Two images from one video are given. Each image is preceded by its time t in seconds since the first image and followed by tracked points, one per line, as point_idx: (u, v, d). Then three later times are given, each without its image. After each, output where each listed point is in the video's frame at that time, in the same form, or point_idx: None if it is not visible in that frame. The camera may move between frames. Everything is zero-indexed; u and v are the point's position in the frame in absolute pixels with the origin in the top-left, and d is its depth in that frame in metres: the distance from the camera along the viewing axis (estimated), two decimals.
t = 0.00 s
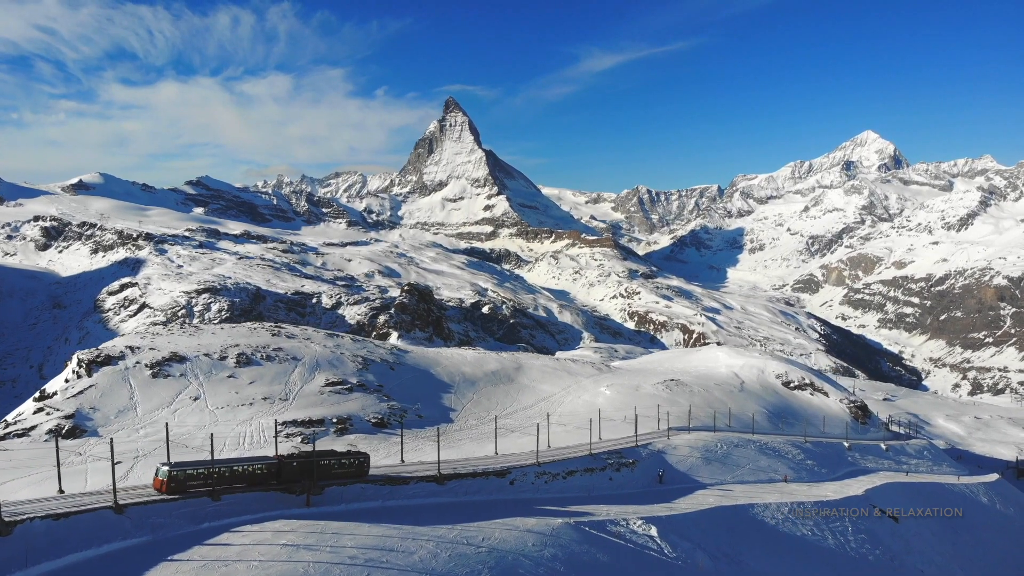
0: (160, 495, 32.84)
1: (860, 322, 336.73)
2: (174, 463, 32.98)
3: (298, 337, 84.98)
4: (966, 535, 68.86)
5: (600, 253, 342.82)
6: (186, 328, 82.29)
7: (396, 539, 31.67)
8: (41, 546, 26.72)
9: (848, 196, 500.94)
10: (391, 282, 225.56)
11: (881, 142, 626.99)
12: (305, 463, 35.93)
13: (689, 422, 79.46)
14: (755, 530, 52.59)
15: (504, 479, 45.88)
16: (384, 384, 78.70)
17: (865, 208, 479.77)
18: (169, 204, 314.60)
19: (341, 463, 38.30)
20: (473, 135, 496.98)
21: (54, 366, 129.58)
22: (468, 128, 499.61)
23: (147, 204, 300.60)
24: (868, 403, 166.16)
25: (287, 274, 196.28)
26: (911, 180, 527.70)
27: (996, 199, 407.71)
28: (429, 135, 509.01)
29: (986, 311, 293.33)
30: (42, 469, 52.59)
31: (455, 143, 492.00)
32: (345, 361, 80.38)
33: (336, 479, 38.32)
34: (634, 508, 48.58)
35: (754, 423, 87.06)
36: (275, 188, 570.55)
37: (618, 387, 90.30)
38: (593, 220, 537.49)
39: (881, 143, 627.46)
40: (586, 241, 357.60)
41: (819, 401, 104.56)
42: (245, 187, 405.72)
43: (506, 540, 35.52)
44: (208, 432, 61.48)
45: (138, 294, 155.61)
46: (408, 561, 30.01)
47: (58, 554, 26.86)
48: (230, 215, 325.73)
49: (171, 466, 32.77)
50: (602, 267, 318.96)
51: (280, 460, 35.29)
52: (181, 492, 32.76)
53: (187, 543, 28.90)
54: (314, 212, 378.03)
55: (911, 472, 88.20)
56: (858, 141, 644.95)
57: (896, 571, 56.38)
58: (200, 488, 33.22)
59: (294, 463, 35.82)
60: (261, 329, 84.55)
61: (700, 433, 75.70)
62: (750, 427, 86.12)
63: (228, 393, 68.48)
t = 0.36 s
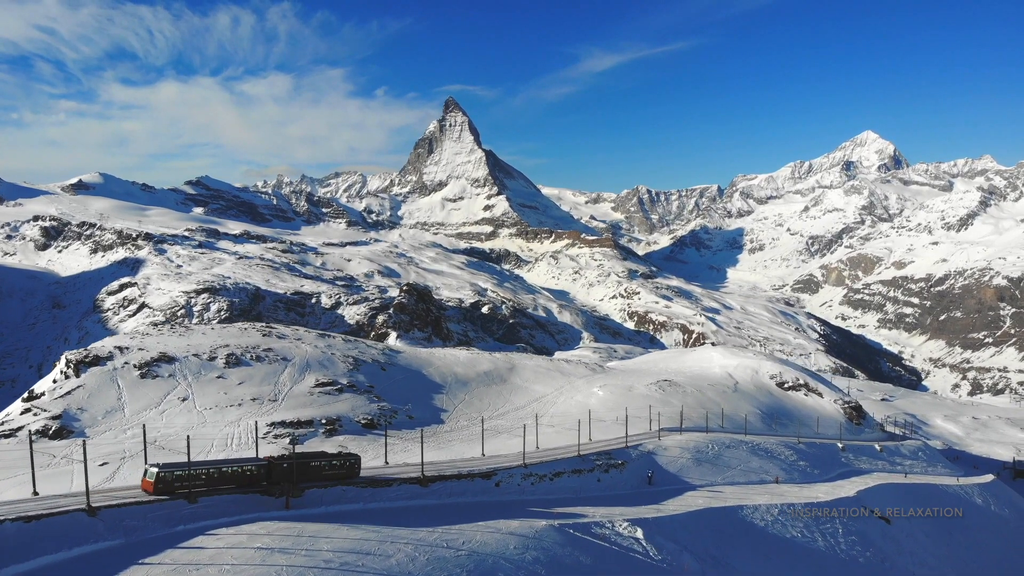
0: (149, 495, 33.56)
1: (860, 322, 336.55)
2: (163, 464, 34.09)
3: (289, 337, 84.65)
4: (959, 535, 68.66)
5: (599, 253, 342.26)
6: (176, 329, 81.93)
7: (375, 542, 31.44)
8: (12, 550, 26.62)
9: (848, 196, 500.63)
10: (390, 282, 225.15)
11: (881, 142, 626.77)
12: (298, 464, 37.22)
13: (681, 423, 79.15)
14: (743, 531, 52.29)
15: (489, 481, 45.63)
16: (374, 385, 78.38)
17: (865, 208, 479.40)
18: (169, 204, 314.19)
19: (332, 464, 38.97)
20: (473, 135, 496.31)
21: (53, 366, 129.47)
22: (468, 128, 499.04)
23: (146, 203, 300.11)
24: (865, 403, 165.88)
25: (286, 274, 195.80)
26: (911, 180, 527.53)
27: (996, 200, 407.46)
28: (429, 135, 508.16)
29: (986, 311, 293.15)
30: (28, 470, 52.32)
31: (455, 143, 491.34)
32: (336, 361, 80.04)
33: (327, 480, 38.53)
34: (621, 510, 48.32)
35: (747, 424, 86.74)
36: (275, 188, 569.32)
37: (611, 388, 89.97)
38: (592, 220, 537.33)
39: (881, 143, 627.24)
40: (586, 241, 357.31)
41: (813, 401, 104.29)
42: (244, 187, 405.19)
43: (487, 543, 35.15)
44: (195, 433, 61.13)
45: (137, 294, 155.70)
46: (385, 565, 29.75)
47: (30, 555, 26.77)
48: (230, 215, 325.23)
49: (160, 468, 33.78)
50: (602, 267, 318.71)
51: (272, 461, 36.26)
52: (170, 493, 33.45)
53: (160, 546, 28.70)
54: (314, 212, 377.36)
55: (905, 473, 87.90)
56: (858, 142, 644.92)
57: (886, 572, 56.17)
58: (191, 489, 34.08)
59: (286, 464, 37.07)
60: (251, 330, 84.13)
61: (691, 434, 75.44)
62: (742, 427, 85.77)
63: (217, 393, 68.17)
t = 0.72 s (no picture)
0: (138, 496, 33.46)
1: (859, 322, 336.35)
2: (151, 464, 33.82)
3: (279, 337, 84.34)
4: (951, 537, 68.47)
5: (599, 253, 341.86)
6: (166, 329, 81.56)
7: (351, 546, 31.23)
8: None
9: (848, 196, 500.34)
10: (390, 282, 224.85)
11: (881, 142, 626.65)
12: (288, 466, 36.94)
13: (672, 424, 78.83)
14: (732, 535, 51.91)
15: (474, 483, 45.33)
16: (365, 386, 78.08)
17: (864, 208, 479.12)
18: (168, 204, 313.83)
19: (324, 465, 38.85)
20: (473, 135, 495.73)
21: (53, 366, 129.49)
22: (468, 129, 498.51)
23: (146, 203, 299.72)
24: (863, 403, 165.74)
25: (286, 274, 195.48)
26: (911, 181, 527.32)
27: (996, 200, 407.21)
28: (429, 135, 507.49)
29: (985, 311, 292.93)
30: (13, 471, 51.93)
31: (454, 143, 490.73)
32: (326, 362, 79.67)
33: (316, 482, 38.08)
34: (607, 512, 48.03)
35: (739, 425, 86.43)
36: (275, 188, 568.68)
37: (603, 389, 89.61)
38: (592, 220, 537.08)
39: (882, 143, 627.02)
40: (586, 241, 356.94)
41: (807, 402, 104.02)
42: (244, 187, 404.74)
43: (466, 546, 34.81)
44: (182, 434, 60.82)
45: (137, 294, 155.56)
46: (362, 571, 29.50)
47: None
48: (230, 215, 324.78)
49: (146, 467, 33.50)
50: (601, 267, 318.35)
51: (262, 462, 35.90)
52: (161, 493, 33.21)
53: (131, 549, 28.47)
54: (314, 212, 376.72)
55: (899, 474, 87.52)
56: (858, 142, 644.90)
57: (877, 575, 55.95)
58: (181, 490, 33.76)
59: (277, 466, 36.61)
60: (242, 331, 83.73)
61: (682, 435, 75.13)
62: (735, 428, 85.49)
63: (205, 394, 67.82)
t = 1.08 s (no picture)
0: (125, 497, 33.53)
1: (861, 322, 335.82)
2: (138, 465, 33.79)
3: (271, 338, 84.06)
4: (946, 539, 68.11)
5: (600, 254, 341.44)
6: (157, 329, 81.30)
7: (329, 549, 30.98)
8: None
9: (849, 196, 499.63)
10: (390, 282, 224.63)
11: (883, 142, 626.12)
12: (277, 467, 37.01)
13: (665, 425, 78.57)
14: (721, 537, 51.48)
15: (460, 485, 45.00)
16: (356, 387, 77.77)
17: (866, 208, 478.46)
18: (169, 204, 313.77)
19: (313, 467, 38.80)
20: (474, 135, 495.34)
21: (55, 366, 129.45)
22: (469, 129, 498.14)
23: (147, 204, 299.68)
24: (863, 404, 165.28)
25: (286, 274, 195.37)
26: (912, 181, 526.61)
27: (997, 200, 406.55)
28: (430, 136, 507.07)
29: (987, 312, 292.46)
30: None
31: (456, 143, 490.27)
32: (318, 363, 79.36)
33: (307, 484, 38.16)
34: (595, 514, 47.78)
35: (733, 426, 86.13)
36: (276, 188, 568.69)
37: (597, 389, 89.29)
38: (593, 220, 536.80)
39: (883, 143, 626.58)
40: (587, 241, 356.75)
41: (802, 403, 103.62)
42: (245, 188, 404.63)
43: (447, 549, 34.52)
44: (171, 434, 60.55)
45: (137, 295, 155.55)
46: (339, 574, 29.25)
47: None
48: (231, 215, 324.79)
49: (134, 468, 33.57)
50: (602, 267, 318.11)
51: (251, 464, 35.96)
52: (148, 495, 33.28)
53: (104, 551, 28.33)
54: (315, 212, 376.24)
55: (895, 475, 87.11)
56: (859, 142, 644.59)
57: None
58: (167, 491, 33.76)
59: (265, 467, 36.60)
60: (233, 331, 83.48)
61: (675, 436, 74.86)
62: (728, 429, 85.15)
63: (194, 395, 67.59)
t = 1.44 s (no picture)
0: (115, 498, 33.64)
1: (863, 322, 335.08)
2: (127, 465, 33.86)
3: (262, 338, 83.86)
4: (941, 540, 67.73)
5: (601, 254, 341.06)
6: (148, 330, 81.07)
7: (304, 552, 30.77)
8: None
9: (851, 196, 498.78)
10: (392, 282, 224.43)
11: (885, 142, 625.23)
12: (267, 469, 37.17)
13: (658, 426, 78.24)
14: (710, 541, 51.06)
15: (445, 487, 44.70)
16: (348, 387, 77.50)
17: (868, 208, 477.63)
18: (171, 204, 313.77)
19: (305, 468, 38.83)
20: (476, 135, 494.99)
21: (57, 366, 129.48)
22: (471, 129, 497.88)
23: (149, 204, 299.63)
24: (862, 404, 164.96)
25: (288, 274, 195.18)
26: (914, 181, 525.58)
27: (999, 200, 405.63)
28: (432, 136, 506.63)
29: (989, 312, 291.83)
30: None
31: (457, 144, 489.93)
32: (309, 363, 79.12)
33: (298, 485, 38.23)
34: (582, 515, 47.53)
35: (727, 426, 85.84)
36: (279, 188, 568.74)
37: (591, 390, 88.94)
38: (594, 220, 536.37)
39: (885, 143, 625.64)
40: (589, 241, 356.56)
41: (798, 404, 103.20)
42: (247, 188, 404.51)
43: (427, 552, 34.23)
44: (159, 435, 60.31)
45: (139, 295, 155.58)
46: None
47: None
48: (232, 215, 324.83)
49: (123, 469, 33.66)
50: (604, 267, 317.84)
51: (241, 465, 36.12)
52: (137, 495, 33.41)
53: (76, 554, 28.19)
54: (317, 213, 375.71)
55: (891, 476, 86.60)
56: (861, 142, 643.85)
57: None
58: (156, 492, 33.73)
59: (255, 469, 36.86)
60: (225, 331, 83.24)
61: (667, 437, 74.54)
62: (722, 430, 84.77)
63: (184, 395, 67.39)
